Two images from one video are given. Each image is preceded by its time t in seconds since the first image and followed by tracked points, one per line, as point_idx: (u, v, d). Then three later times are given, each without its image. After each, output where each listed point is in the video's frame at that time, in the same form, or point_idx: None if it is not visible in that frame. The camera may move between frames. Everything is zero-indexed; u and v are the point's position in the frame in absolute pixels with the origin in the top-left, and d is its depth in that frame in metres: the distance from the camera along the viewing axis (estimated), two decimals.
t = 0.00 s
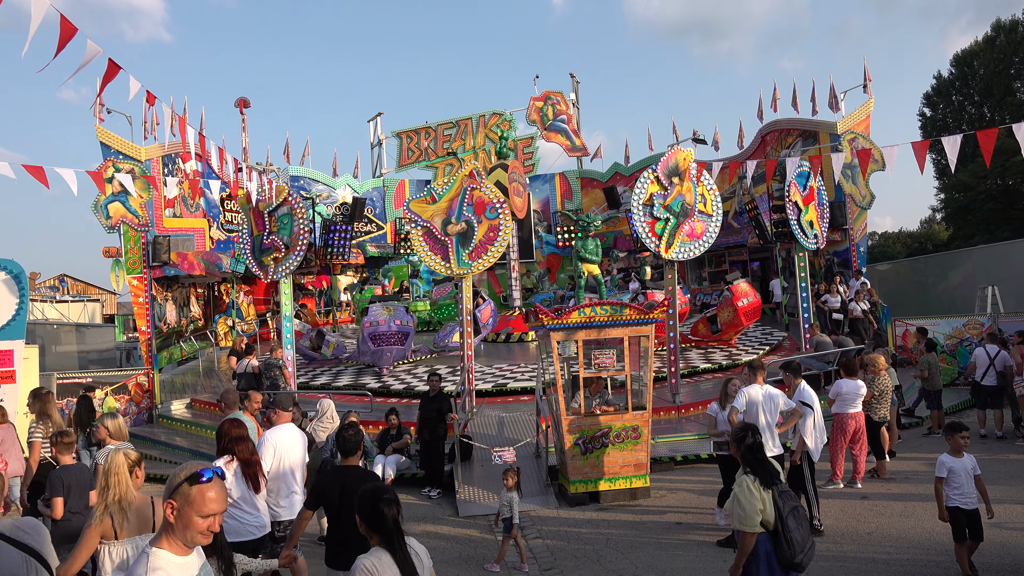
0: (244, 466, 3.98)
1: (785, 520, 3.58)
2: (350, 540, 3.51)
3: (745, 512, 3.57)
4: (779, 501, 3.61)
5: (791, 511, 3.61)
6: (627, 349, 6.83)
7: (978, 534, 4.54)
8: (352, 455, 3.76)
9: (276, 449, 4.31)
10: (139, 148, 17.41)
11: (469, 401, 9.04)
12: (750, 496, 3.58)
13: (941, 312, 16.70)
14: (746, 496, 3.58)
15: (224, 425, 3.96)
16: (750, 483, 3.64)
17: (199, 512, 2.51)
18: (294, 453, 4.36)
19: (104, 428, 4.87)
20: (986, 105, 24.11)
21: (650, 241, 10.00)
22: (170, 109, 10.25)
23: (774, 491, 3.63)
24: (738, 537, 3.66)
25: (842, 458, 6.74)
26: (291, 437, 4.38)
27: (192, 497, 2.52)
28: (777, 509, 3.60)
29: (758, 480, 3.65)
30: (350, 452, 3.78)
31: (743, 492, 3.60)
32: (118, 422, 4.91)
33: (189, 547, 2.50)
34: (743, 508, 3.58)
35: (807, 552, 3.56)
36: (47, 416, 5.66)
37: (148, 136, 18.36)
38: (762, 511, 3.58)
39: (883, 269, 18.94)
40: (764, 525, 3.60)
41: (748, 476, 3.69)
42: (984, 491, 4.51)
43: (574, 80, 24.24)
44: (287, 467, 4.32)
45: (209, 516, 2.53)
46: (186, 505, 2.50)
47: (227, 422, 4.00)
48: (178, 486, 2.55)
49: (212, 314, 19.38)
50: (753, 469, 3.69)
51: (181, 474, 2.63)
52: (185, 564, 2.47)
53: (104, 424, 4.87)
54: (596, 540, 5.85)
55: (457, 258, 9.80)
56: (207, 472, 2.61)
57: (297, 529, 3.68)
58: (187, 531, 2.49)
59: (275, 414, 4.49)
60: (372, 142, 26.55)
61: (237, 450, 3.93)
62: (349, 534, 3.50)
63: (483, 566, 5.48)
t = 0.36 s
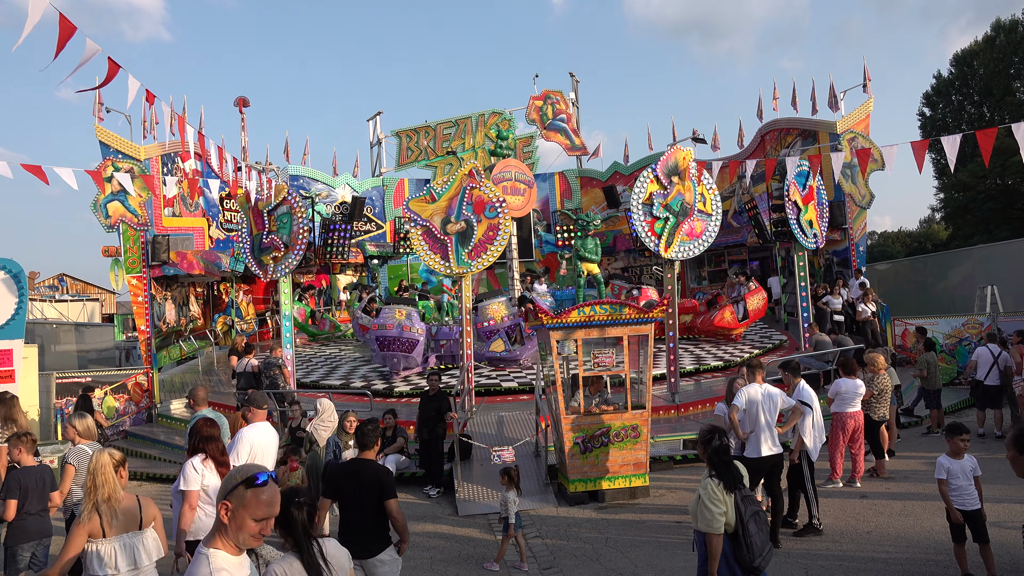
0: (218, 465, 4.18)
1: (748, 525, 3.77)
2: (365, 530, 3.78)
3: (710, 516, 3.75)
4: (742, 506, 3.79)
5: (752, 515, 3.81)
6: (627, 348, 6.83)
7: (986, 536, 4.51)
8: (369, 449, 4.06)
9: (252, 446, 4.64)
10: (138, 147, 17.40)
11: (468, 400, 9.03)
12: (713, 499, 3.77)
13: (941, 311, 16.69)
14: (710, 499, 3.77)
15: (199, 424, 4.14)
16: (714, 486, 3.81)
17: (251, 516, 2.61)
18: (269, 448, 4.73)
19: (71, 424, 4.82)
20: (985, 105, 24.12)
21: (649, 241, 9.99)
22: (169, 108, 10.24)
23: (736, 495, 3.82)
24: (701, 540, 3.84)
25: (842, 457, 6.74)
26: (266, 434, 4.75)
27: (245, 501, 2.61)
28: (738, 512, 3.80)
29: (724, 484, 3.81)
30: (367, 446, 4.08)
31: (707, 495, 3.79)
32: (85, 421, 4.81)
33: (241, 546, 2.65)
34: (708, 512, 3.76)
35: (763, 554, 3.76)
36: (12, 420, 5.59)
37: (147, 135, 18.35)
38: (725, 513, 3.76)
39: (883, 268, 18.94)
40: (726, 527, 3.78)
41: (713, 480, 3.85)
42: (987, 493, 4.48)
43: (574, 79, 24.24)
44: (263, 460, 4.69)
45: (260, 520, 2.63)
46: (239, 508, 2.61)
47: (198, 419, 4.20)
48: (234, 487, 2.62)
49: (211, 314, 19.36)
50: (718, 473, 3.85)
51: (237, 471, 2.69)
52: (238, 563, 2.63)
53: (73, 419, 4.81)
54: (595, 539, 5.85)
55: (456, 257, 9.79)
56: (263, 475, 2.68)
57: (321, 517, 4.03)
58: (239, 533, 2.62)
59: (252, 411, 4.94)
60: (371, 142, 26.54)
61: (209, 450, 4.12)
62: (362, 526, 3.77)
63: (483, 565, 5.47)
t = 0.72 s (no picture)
0: (193, 462, 4.16)
1: (712, 524, 3.75)
2: (395, 520, 3.90)
3: (673, 514, 3.72)
4: (707, 504, 3.77)
5: (718, 514, 3.78)
6: (626, 348, 6.82)
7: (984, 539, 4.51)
8: (391, 442, 4.19)
9: (220, 452, 4.43)
10: (138, 147, 17.41)
11: (467, 401, 9.00)
12: (678, 499, 3.74)
13: (940, 311, 16.70)
14: (676, 499, 3.73)
15: (172, 422, 4.13)
16: (680, 487, 3.79)
17: (307, 515, 2.54)
18: (238, 455, 4.53)
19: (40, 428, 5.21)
20: (984, 105, 24.15)
21: (648, 241, 9.99)
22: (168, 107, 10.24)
23: (701, 494, 3.79)
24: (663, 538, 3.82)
25: (841, 458, 6.75)
26: (236, 441, 4.54)
27: (302, 498, 2.54)
28: (703, 511, 3.76)
29: (690, 484, 3.79)
30: (389, 440, 4.20)
31: (673, 495, 3.75)
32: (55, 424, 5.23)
33: (293, 546, 2.55)
34: (671, 510, 3.73)
35: (729, 553, 3.76)
36: None
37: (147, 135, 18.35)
38: (689, 515, 3.73)
39: (882, 269, 18.95)
40: (691, 526, 3.76)
41: (679, 480, 3.83)
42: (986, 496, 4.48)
43: (573, 79, 24.24)
44: (232, 467, 4.49)
45: (316, 519, 2.56)
46: (295, 507, 2.54)
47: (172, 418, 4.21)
48: (291, 487, 2.56)
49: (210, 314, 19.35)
50: (684, 473, 3.83)
51: (293, 470, 2.63)
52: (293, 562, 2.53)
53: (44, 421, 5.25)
54: (593, 540, 5.85)
55: (455, 258, 9.80)
56: (319, 474, 2.62)
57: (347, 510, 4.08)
58: (293, 532, 2.53)
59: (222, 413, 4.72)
60: (371, 142, 26.55)
61: (183, 447, 4.11)
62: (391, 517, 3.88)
63: (482, 565, 5.47)
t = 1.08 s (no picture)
0: (159, 465, 4.14)
1: (689, 522, 3.75)
2: (408, 508, 3.95)
3: (654, 517, 3.68)
4: (686, 506, 3.77)
5: (694, 513, 3.79)
6: (626, 348, 6.81)
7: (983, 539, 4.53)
8: (404, 439, 4.32)
9: (182, 451, 4.57)
10: (138, 147, 17.40)
11: (467, 401, 8.99)
12: (657, 500, 3.72)
13: (940, 311, 16.70)
14: (655, 502, 3.71)
15: (138, 425, 4.11)
16: (657, 488, 3.78)
17: (346, 506, 2.53)
18: (198, 451, 4.65)
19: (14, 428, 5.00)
20: (984, 105, 24.15)
21: (648, 241, 9.99)
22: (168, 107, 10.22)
23: (680, 495, 3.79)
24: (645, 541, 3.77)
25: (841, 458, 6.76)
26: (196, 438, 4.67)
27: (340, 490, 2.54)
28: (681, 511, 3.76)
29: (666, 485, 3.79)
30: (402, 436, 4.33)
31: (651, 498, 3.73)
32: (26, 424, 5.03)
33: (332, 539, 2.53)
34: (652, 513, 3.69)
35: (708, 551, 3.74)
36: None
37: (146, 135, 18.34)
38: (669, 516, 3.70)
39: (882, 269, 18.95)
40: (671, 528, 3.73)
41: (655, 482, 3.82)
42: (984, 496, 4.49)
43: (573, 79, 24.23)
44: (191, 464, 4.60)
45: (354, 510, 2.56)
46: (334, 499, 2.53)
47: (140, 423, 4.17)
48: (326, 480, 2.56)
49: (210, 314, 19.34)
50: (658, 475, 3.84)
51: (324, 464, 2.62)
52: (329, 555, 2.48)
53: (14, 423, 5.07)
54: (592, 540, 5.85)
55: (455, 257, 9.79)
56: (352, 466, 2.62)
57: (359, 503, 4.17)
58: (335, 524, 2.51)
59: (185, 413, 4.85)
60: (371, 142, 26.55)
61: (150, 451, 4.09)
62: (407, 502, 3.94)
63: (482, 565, 5.47)
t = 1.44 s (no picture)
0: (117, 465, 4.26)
1: (651, 521, 3.75)
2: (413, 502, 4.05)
3: (618, 515, 3.67)
4: (648, 505, 3.77)
5: (655, 512, 3.79)
6: (626, 348, 6.81)
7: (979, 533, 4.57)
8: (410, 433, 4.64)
9: (150, 451, 4.55)
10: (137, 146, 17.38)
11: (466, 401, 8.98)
12: (622, 498, 3.70)
13: (939, 311, 16.71)
14: (620, 498, 3.70)
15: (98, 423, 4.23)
16: (622, 486, 3.77)
17: (393, 490, 2.51)
18: (168, 451, 4.63)
19: None
20: (984, 105, 24.16)
21: (648, 241, 9.99)
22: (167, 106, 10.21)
23: (642, 494, 3.79)
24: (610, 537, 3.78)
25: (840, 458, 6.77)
26: (165, 437, 4.65)
27: (383, 477, 2.51)
28: (644, 510, 3.76)
29: (630, 484, 3.77)
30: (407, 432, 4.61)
31: (616, 495, 3.72)
32: None
33: (383, 525, 2.50)
34: (616, 510, 3.68)
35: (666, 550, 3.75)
36: None
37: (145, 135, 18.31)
38: (633, 513, 3.69)
39: (881, 269, 18.96)
40: (634, 525, 3.71)
41: (621, 480, 3.81)
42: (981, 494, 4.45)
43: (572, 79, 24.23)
44: (162, 465, 4.60)
45: (401, 492, 2.54)
46: (380, 487, 2.50)
47: (101, 422, 4.34)
48: (368, 471, 2.53)
49: (209, 313, 19.33)
50: (625, 474, 3.82)
51: (361, 456, 2.61)
52: (376, 544, 2.46)
53: None
54: (591, 540, 5.85)
55: (454, 257, 9.78)
56: (389, 454, 2.60)
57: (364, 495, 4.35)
58: (385, 510, 2.49)
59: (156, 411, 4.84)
60: (370, 141, 26.52)
61: (108, 450, 4.19)
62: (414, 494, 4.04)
63: (481, 565, 5.47)
